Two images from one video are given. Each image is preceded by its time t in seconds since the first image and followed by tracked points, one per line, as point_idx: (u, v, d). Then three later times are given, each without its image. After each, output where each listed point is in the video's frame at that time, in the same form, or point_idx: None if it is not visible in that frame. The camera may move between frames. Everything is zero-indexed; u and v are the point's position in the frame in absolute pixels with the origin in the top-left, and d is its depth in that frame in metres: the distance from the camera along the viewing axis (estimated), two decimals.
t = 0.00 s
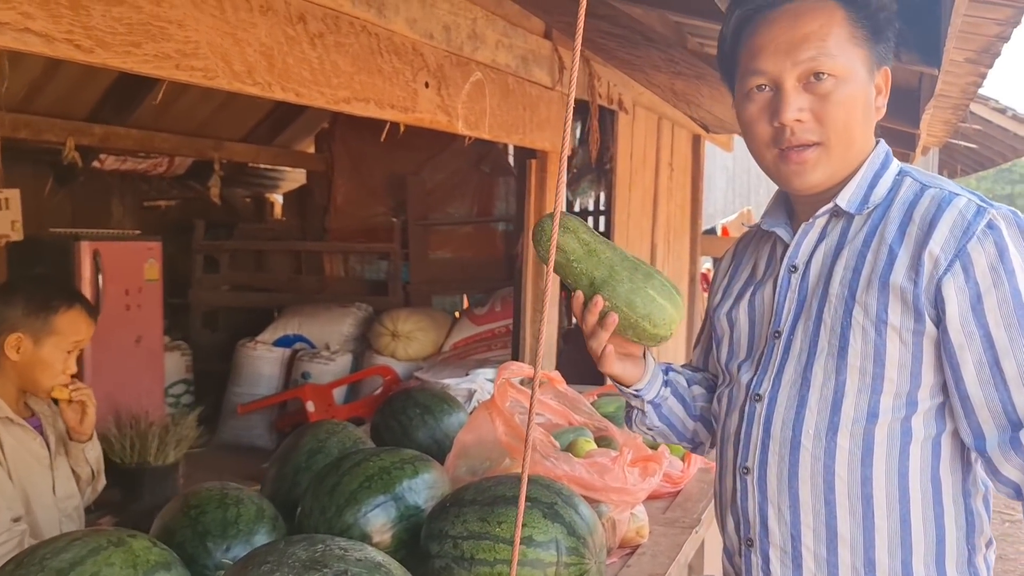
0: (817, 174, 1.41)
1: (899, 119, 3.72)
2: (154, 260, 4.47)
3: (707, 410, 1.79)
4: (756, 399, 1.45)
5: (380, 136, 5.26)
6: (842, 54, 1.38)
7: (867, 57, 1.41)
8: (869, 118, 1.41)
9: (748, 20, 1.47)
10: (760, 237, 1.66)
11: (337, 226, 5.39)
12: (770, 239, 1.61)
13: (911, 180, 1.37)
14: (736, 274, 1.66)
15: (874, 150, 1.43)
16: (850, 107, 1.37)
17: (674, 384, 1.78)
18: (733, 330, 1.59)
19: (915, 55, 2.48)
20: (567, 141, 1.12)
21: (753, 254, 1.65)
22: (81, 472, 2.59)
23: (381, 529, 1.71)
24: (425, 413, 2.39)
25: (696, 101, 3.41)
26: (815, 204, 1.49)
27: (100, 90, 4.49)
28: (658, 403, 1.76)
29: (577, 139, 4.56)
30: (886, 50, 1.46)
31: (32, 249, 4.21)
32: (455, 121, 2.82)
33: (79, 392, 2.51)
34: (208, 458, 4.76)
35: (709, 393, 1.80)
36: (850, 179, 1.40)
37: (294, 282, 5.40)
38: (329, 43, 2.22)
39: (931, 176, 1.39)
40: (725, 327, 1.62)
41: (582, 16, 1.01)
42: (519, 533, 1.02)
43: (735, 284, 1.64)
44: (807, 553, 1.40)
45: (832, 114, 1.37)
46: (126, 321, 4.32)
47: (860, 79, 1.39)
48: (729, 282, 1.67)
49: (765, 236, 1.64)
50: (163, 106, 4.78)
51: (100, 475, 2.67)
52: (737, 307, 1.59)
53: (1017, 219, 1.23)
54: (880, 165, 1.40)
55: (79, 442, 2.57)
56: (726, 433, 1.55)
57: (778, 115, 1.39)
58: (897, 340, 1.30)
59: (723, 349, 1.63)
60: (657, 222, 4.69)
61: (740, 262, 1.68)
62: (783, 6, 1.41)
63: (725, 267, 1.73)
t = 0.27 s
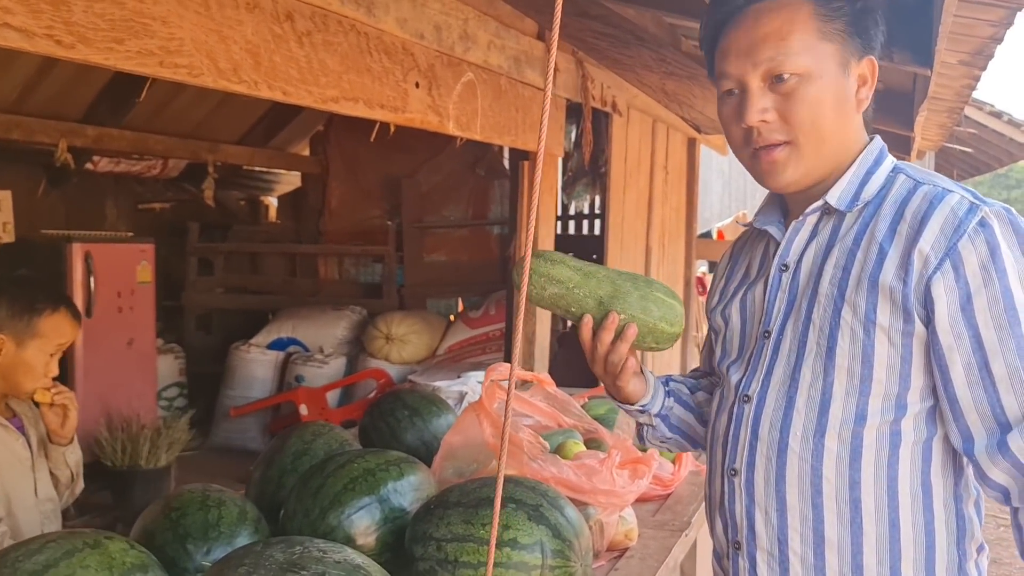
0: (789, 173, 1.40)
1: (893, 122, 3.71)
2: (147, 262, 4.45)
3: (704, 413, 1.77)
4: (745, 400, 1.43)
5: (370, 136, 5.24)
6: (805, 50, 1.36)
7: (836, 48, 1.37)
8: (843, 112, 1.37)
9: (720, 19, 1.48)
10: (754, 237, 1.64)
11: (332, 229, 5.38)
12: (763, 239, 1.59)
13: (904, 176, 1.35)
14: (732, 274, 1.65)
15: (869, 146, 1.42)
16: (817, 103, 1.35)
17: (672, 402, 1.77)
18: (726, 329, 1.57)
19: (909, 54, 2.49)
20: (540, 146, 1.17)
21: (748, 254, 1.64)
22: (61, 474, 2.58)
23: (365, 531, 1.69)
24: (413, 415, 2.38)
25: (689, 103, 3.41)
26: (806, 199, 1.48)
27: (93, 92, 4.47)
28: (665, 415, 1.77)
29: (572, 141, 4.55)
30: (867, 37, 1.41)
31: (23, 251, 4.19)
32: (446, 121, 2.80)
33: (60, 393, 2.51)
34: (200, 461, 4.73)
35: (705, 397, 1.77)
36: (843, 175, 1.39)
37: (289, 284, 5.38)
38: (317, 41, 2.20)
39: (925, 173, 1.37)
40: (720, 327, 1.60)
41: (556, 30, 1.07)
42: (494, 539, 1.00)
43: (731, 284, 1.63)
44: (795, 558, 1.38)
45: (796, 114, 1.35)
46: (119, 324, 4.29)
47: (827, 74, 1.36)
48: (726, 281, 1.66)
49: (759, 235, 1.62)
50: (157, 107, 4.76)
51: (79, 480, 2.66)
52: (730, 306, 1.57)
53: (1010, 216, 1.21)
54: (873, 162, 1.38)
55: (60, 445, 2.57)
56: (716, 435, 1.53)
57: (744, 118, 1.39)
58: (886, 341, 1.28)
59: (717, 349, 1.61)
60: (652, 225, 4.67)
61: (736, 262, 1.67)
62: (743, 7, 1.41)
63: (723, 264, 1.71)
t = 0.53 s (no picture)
0: (736, 173, 1.46)
1: (891, 120, 3.70)
2: (144, 258, 4.45)
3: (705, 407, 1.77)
4: (728, 389, 1.44)
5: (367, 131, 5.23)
6: (725, 60, 1.42)
7: (754, 51, 1.40)
8: (770, 114, 1.39)
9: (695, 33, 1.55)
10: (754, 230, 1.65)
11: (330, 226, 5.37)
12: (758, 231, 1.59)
13: (893, 168, 1.35)
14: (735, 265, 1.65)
15: (860, 137, 1.42)
16: (743, 107, 1.40)
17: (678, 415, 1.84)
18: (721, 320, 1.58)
19: (906, 51, 2.52)
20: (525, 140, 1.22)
21: (747, 246, 1.64)
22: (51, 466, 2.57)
23: (356, 522, 1.68)
24: (407, 408, 2.37)
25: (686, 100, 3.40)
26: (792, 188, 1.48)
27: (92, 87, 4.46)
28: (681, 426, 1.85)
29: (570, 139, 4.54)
30: (805, 29, 1.38)
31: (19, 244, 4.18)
32: (442, 116, 2.80)
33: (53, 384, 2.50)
34: (196, 456, 4.73)
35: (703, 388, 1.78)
36: (831, 168, 1.38)
37: (288, 281, 5.37)
38: (313, 34, 2.19)
39: (915, 164, 1.37)
40: (720, 319, 1.62)
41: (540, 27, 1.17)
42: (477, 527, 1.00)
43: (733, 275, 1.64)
44: (773, 546, 1.40)
45: (722, 125, 1.43)
46: (117, 318, 4.28)
47: (746, 80, 1.40)
48: (732, 268, 1.67)
49: (755, 227, 1.62)
50: (156, 103, 4.74)
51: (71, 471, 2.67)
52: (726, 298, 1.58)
53: (991, 210, 1.21)
54: (863, 153, 1.38)
55: (51, 435, 2.56)
56: (702, 424, 1.55)
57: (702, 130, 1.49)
58: (862, 333, 1.28)
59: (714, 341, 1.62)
60: (650, 223, 4.67)
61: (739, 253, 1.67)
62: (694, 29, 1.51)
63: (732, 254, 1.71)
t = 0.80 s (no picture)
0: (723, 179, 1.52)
1: (892, 121, 3.69)
2: (144, 257, 4.45)
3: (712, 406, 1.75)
4: (714, 384, 1.47)
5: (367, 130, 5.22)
6: (693, 76, 1.47)
7: (714, 68, 1.43)
8: (733, 127, 1.43)
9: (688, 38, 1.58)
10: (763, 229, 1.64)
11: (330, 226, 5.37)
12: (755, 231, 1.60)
13: (871, 165, 1.33)
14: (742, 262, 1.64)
15: (846, 134, 1.40)
16: (712, 120, 1.45)
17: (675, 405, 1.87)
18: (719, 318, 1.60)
19: (905, 50, 2.51)
20: (523, 140, 1.24)
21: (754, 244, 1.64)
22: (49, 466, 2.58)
23: (354, 521, 1.68)
24: (406, 407, 2.37)
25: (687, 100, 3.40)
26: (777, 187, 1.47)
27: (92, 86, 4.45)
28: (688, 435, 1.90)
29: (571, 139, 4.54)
30: (754, 44, 1.37)
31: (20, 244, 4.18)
32: (442, 115, 2.80)
33: (53, 381, 2.52)
34: (196, 456, 4.73)
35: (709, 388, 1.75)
36: (810, 167, 1.39)
37: (289, 281, 5.37)
38: (312, 32, 2.18)
39: (898, 159, 1.34)
40: (721, 316, 1.62)
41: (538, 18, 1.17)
42: (473, 523, 1.01)
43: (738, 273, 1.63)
44: (753, 540, 1.41)
45: (701, 137, 1.49)
46: (116, 318, 4.28)
47: (710, 96, 1.45)
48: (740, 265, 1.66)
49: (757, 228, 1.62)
50: (157, 103, 4.74)
51: (69, 472, 2.67)
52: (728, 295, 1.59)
53: (956, 202, 1.17)
54: (845, 151, 1.37)
55: (49, 435, 2.57)
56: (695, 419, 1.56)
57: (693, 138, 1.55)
58: (830, 327, 1.27)
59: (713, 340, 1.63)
60: (650, 224, 4.66)
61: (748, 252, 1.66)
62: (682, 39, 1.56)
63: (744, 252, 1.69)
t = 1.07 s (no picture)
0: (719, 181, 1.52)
1: (892, 121, 3.69)
2: (145, 257, 4.45)
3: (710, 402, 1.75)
4: (710, 380, 1.48)
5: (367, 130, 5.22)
6: (685, 78, 1.48)
7: (705, 70, 1.43)
8: (725, 128, 1.43)
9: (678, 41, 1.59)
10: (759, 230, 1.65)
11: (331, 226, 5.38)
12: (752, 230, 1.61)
13: (862, 161, 1.34)
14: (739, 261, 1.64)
15: (838, 132, 1.41)
16: (705, 122, 1.46)
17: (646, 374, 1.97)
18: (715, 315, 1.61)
19: (906, 49, 2.51)
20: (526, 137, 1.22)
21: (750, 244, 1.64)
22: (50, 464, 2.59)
23: (356, 518, 1.68)
24: (407, 405, 2.37)
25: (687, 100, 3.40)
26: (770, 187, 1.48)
27: (93, 87, 4.46)
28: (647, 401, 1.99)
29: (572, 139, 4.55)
30: (745, 45, 1.38)
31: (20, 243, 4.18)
32: (443, 114, 2.80)
33: (57, 380, 2.52)
34: (196, 456, 4.73)
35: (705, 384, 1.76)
36: (802, 163, 1.40)
37: (289, 281, 5.38)
38: (314, 31, 2.19)
39: (888, 155, 1.34)
40: (718, 314, 1.62)
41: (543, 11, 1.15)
42: (476, 517, 1.02)
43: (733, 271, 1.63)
44: (750, 533, 1.41)
45: (696, 140, 1.50)
46: (117, 318, 4.28)
47: (702, 97, 1.45)
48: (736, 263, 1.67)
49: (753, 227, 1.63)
50: (158, 103, 4.74)
51: (72, 471, 2.68)
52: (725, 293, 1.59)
53: (943, 196, 1.17)
54: (837, 148, 1.38)
55: (52, 435, 2.58)
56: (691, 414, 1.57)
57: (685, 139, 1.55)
58: (821, 322, 1.28)
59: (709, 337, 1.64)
60: (650, 224, 4.66)
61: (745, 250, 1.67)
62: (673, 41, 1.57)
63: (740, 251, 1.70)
